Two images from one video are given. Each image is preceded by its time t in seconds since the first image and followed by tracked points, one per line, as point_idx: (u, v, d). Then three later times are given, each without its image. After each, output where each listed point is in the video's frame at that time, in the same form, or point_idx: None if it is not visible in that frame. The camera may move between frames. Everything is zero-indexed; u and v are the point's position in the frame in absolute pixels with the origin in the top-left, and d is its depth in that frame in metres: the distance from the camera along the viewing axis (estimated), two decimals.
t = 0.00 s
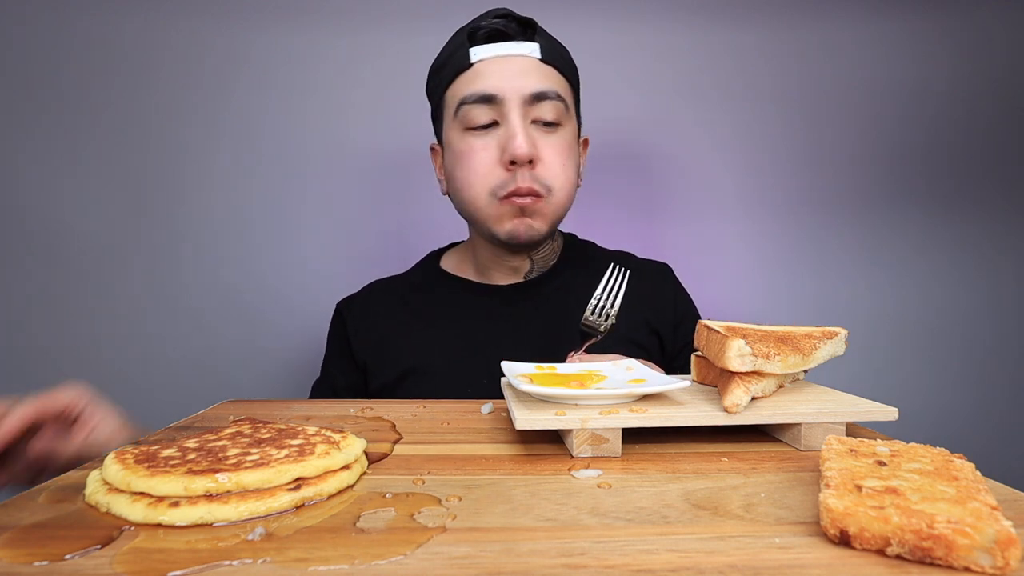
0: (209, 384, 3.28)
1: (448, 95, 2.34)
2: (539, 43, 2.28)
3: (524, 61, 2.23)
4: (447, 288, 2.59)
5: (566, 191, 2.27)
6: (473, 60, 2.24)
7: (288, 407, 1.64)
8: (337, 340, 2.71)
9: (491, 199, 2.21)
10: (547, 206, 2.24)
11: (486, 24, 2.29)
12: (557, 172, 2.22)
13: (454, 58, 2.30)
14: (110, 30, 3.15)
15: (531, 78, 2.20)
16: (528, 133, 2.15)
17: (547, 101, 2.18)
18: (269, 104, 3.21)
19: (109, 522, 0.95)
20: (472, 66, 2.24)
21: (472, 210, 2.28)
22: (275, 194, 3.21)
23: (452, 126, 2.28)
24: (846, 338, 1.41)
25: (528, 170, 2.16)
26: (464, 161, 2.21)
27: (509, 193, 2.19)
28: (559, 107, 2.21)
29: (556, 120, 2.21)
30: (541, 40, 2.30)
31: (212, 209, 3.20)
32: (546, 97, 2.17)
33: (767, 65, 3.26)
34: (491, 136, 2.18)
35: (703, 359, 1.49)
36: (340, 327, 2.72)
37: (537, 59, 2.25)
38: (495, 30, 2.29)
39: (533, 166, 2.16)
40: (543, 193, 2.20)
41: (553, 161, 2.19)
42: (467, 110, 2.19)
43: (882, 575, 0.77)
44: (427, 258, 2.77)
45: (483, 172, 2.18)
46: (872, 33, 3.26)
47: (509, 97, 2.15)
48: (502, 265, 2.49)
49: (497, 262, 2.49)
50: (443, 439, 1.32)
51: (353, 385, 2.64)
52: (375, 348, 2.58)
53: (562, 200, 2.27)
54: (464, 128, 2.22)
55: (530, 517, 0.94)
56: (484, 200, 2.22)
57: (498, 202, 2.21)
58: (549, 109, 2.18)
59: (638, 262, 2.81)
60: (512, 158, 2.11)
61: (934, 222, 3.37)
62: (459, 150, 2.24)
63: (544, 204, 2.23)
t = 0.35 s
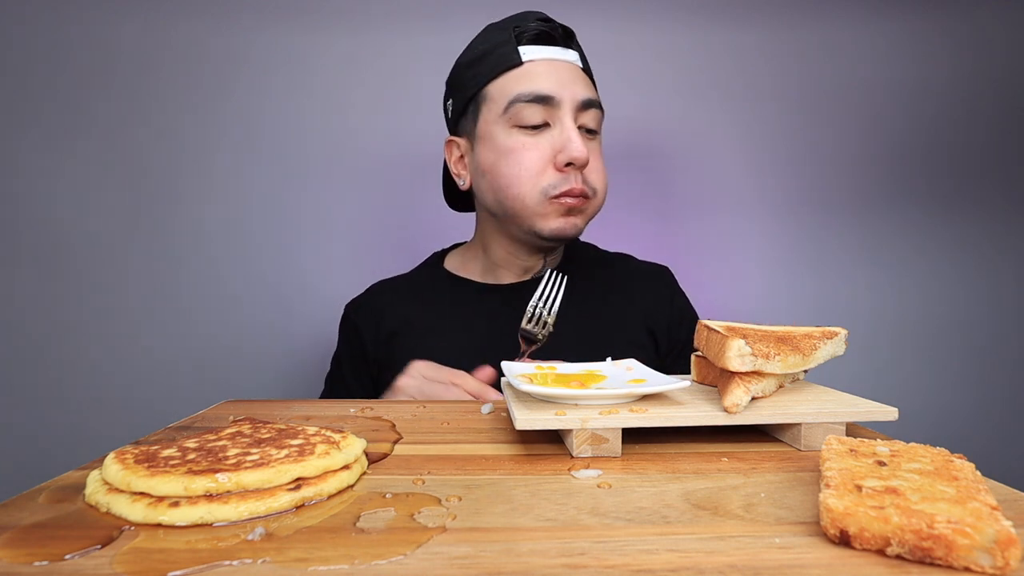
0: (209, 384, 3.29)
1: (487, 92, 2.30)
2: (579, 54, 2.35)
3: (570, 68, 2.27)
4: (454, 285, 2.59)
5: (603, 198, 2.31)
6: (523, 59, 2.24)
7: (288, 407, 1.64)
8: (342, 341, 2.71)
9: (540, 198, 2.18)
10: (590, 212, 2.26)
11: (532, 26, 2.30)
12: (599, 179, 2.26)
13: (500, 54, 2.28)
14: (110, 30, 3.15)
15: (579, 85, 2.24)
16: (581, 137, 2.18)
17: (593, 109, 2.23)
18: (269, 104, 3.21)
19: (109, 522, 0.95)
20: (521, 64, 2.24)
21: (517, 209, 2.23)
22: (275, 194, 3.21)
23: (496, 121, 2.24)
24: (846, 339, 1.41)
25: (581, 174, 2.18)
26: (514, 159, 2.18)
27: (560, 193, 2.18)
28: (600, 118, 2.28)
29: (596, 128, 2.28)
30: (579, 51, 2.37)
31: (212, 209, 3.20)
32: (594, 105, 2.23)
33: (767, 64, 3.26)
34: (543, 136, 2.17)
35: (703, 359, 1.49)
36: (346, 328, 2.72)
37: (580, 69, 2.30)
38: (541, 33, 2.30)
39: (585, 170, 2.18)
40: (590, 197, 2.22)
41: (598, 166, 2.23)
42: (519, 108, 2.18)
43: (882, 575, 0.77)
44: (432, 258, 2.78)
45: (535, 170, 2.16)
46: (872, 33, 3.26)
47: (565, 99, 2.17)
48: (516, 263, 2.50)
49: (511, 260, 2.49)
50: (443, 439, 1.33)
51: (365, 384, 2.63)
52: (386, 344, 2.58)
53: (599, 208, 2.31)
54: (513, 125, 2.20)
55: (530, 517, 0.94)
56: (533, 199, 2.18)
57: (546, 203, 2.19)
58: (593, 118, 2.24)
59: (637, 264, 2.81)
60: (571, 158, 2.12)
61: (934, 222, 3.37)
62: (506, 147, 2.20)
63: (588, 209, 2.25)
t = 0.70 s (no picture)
0: (209, 384, 3.28)
1: (495, 90, 2.30)
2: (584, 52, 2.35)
3: (576, 66, 2.27)
4: (456, 284, 2.60)
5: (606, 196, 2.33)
6: (530, 58, 2.24)
7: (288, 407, 1.64)
8: (344, 344, 2.73)
9: (545, 198, 2.20)
10: (593, 211, 2.28)
11: (539, 25, 2.30)
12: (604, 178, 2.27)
13: (507, 53, 2.28)
14: (109, 30, 3.15)
15: (586, 83, 2.25)
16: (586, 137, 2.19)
17: (599, 108, 2.24)
18: (269, 104, 3.21)
19: (108, 522, 0.95)
20: (528, 63, 2.24)
21: (520, 207, 2.24)
22: (275, 194, 3.21)
23: (502, 119, 2.24)
24: (846, 338, 1.41)
25: (585, 173, 2.19)
26: (519, 158, 2.19)
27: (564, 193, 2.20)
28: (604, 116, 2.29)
29: (602, 126, 2.29)
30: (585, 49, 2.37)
31: (212, 209, 3.20)
32: (601, 103, 2.24)
33: (767, 64, 3.26)
34: (548, 135, 2.18)
35: (703, 359, 1.49)
36: (349, 331, 2.73)
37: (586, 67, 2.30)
38: (547, 31, 2.30)
39: (589, 170, 2.19)
40: (593, 197, 2.24)
41: (602, 165, 2.25)
42: (526, 107, 2.18)
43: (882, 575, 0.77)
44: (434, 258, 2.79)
45: (540, 170, 2.17)
46: (872, 33, 3.26)
47: (571, 98, 2.17)
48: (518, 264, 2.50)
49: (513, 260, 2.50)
50: (443, 439, 1.32)
51: (369, 385, 2.65)
52: (389, 344, 2.58)
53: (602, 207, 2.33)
54: (519, 124, 2.20)
55: (530, 516, 0.94)
56: (537, 198, 2.20)
57: (551, 201, 2.21)
58: (598, 116, 2.25)
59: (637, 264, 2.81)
60: (576, 159, 2.13)
61: (934, 222, 3.37)
62: (512, 145, 2.20)
63: (591, 209, 2.27)
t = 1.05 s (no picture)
0: (210, 384, 3.29)
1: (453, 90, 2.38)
2: (544, 35, 2.31)
3: (528, 51, 2.26)
4: (457, 281, 2.60)
5: (575, 177, 2.28)
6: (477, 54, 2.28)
7: (288, 407, 1.64)
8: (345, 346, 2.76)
9: (499, 187, 2.22)
10: (556, 193, 2.25)
11: (490, 17, 2.31)
12: (565, 159, 2.24)
13: (460, 54, 2.32)
14: (109, 30, 3.14)
15: (537, 67, 2.24)
16: (534, 120, 2.19)
17: (552, 89, 2.23)
18: (268, 104, 3.21)
19: (109, 522, 0.95)
20: (476, 58, 2.28)
21: (480, 201, 2.28)
22: (275, 194, 3.21)
23: (456, 117, 2.31)
24: (846, 338, 1.41)
25: (536, 156, 2.19)
26: (471, 151, 2.24)
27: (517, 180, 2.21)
28: (563, 96, 2.26)
29: (562, 107, 2.26)
30: (545, 32, 2.34)
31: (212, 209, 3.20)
32: (552, 84, 2.22)
33: (767, 64, 3.26)
34: (495, 125, 2.21)
35: (703, 359, 1.49)
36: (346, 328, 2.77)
37: (541, 50, 2.29)
38: (500, 23, 2.30)
39: (540, 152, 2.18)
40: (551, 179, 2.22)
41: (560, 147, 2.22)
42: (473, 101, 2.23)
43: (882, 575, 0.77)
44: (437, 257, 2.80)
45: (490, 160, 2.20)
46: (872, 33, 3.25)
47: (513, 85, 2.19)
48: (511, 263, 2.49)
49: (504, 260, 2.50)
50: (443, 439, 1.32)
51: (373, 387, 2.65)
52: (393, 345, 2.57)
53: (570, 188, 2.29)
54: (470, 119, 2.26)
55: (530, 517, 0.94)
56: (491, 189, 2.23)
57: (504, 190, 2.22)
58: (553, 97, 2.23)
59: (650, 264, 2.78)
60: (519, 143, 2.14)
61: (934, 222, 3.38)
62: (465, 139, 2.27)
63: (553, 192, 2.24)
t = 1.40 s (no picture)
0: (209, 384, 3.29)
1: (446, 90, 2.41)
2: (529, 23, 2.30)
3: (512, 41, 2.27)
4: (465, 279, 2.60)
5: (566, 165, 2.25)
6: (463, 50, 2.30)
7: (288, 407, 1.64)
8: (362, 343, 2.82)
9: (489, 180, 2.22)
10: (547, 182, 2.22)
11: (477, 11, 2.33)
12: (553, 147, 2.22)
13: (449, 53, 2.36)
14: (108, 30, 3.14)
15: (521, 56, 2.24)
16: (518, 109, 2.19)
17: (536, 77, 2.22)
18: (268, 104, 3.21)
19: (109, 522, 0.95)
20: (462, 54, 2.31)
21: (473, 196, 2.29)
22: (274, 195, 3.22)
23: (448, 115, 2.35)
24: (846, 339, 1.41)
25: (521, 145, 2.18)
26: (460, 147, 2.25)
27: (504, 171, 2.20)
28: (549, 83, 2.25)
29: (549, 95, 2.25)
30: (532, 20, 2.32)
31: (211, 209, 3.20)
32: (536, 72, 2.22)
33: (767, 64, 3.26)
34: (481, 118, 2.23)
35: (703, 359, 1.49)
36: (362, 327, 2.85)
37: (527, 39, 2.28)
38: (485, 16, 2.31)
39: (525, 141, 2.17)
40: (540, 168, 2.20)
41: (547, 135, 2.21)
42: (460, 96, 2.26)
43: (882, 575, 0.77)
44: (453, 254, 2.80)
45: (477, 153, 2.21)
46: (872, 33, 3.25)
47: (496, 76, 2.20)
48: (522, 262, 2.49)
49: (514, 259, 2.49)
50: (443, 439, 1.32)
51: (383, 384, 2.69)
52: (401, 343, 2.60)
53: (563, 176, 2.26)
54: (459, 115, 2.28)
55: (530, 516, 0.94)
56: (480, 183, 2.23)
57: (493, 183, 2.21)
58: (537, 85, 2.23)
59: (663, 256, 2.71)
60: (502, 133, 2.14)
61: (933, 222, 3.38)
62: (455, 136, 2.29)
63: (544, 181, 2.22)
